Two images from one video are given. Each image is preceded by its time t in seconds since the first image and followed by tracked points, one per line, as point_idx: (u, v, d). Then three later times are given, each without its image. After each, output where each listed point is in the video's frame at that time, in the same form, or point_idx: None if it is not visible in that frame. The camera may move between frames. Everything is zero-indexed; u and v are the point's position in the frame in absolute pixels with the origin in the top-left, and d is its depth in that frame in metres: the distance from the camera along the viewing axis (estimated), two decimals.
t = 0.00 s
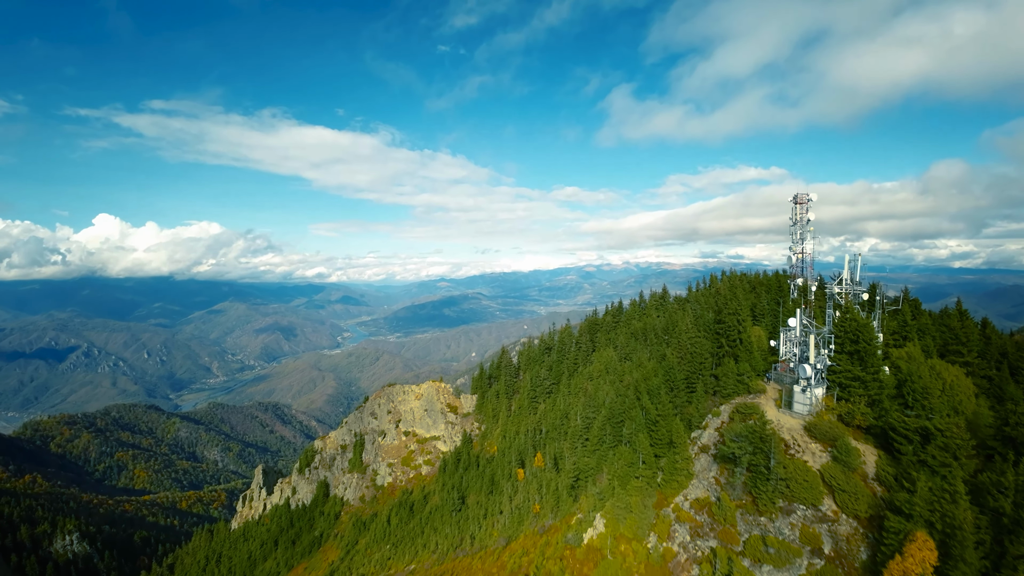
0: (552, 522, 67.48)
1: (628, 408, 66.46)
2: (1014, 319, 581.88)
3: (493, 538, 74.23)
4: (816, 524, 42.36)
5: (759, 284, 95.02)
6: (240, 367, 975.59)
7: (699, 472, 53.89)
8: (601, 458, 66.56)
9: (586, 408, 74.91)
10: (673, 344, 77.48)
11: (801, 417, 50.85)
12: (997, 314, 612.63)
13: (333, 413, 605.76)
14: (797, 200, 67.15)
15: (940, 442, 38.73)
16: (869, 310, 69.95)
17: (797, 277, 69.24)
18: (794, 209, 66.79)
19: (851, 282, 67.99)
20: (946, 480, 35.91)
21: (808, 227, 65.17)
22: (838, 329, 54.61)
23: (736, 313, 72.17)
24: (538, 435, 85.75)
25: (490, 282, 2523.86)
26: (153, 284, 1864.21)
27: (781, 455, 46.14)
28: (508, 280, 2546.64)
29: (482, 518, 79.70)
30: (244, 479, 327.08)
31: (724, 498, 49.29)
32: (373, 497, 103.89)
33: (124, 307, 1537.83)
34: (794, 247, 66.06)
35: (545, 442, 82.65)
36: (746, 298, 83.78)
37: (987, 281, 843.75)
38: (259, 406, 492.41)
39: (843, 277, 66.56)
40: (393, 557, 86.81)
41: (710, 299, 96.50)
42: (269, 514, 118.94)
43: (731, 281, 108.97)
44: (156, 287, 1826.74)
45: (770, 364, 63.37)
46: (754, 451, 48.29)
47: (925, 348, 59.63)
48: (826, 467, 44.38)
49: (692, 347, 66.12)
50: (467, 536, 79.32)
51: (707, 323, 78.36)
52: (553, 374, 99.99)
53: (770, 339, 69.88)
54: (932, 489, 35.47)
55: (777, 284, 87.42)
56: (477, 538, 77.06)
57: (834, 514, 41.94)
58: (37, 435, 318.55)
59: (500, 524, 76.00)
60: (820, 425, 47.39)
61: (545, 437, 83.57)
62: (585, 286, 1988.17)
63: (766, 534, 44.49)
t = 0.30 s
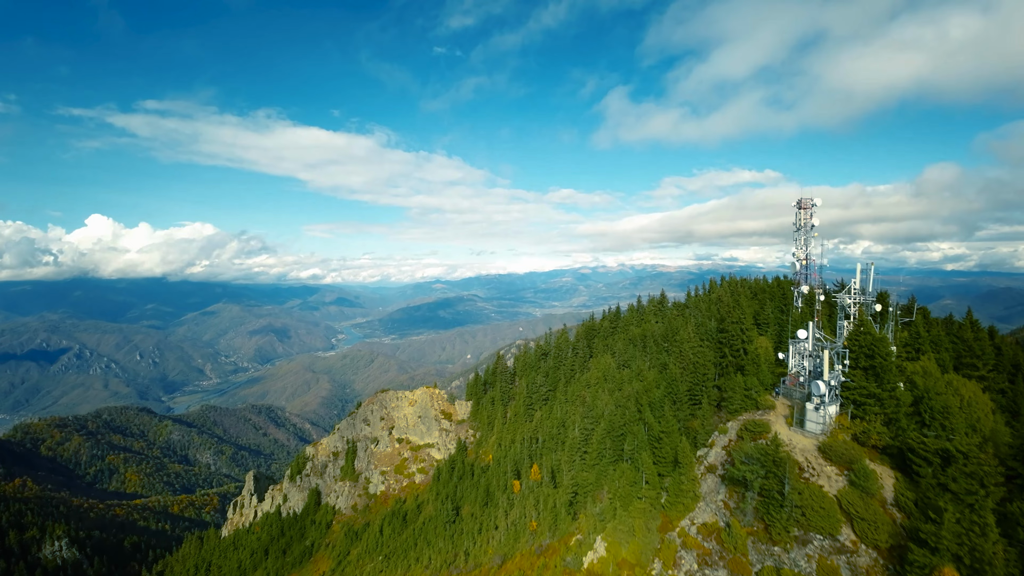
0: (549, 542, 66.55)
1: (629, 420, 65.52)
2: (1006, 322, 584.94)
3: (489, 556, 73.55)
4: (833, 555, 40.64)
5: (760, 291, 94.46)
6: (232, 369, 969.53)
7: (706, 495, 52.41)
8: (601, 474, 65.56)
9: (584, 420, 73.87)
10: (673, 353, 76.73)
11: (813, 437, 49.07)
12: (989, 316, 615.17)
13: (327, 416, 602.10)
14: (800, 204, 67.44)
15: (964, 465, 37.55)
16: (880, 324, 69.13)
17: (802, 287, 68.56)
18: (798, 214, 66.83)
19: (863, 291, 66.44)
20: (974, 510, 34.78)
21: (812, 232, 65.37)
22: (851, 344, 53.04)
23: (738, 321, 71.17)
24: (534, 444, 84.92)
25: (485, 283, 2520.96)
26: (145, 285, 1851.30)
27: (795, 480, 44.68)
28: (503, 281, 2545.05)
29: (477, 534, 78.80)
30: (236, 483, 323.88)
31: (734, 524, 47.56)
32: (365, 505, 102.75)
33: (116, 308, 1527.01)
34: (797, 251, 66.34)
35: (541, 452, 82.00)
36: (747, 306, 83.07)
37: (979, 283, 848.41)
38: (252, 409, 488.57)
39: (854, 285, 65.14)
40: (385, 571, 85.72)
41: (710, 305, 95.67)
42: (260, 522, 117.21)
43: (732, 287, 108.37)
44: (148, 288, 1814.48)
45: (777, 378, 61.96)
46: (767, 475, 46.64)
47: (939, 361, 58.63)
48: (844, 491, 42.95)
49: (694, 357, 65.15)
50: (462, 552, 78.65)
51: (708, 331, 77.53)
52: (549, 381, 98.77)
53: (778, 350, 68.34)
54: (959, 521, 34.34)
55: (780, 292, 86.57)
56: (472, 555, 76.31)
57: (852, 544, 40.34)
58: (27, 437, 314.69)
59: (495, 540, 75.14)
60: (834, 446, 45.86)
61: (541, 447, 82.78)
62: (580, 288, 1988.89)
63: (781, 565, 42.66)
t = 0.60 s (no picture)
0: (545, 562, 64.90)
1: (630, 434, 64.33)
2: (998, 325, 588.42)
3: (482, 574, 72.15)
4: None
5: (761, 298, 93.94)
6: (226, 371, 964.08)
7: (713, 519, 48.83)
8: (600, 490, 64.40)
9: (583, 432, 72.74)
10: (673, 362, 75.82)
11: (827, 460, 45.01)
12: (981, 319, 619.13)
13: (321, 418, 598.11)
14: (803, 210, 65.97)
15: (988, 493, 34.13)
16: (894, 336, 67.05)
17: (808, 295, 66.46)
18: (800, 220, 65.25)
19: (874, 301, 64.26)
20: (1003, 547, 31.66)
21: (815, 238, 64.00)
22: (867, 360, 49.67)
23: (741, 330, 69.96)
24: (529, 454, 83.94)
25: (480, 285, 2519.68)
26: (138, 286, 1841.07)
27: (811, 509, 40.27)
28: (498, 283, 2544.15)
29: (471, 550, 77.76)
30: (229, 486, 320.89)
31: (743, 554, 43.37)
32: (358, 514, 101.58)
33: (108, 309, 1516.56)
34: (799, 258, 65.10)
35: (537, 464, 81.04)
36: (747, 314, 82.37)
37: (972, 286, 854.70)
38: (245, 411, 484.34)
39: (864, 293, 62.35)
40: None
41: (711, 313, 95.00)
42: (250, 530, 115.89)
43: (732, 294, 107.82)
44: (142, 289, 1805.28)
45: (786, 391, 58.26)
46: (779, 502, 42.51)
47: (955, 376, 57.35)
48: (862, 521, 38.98)
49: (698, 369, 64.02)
50: (455, 568, 77.83)
51: (709, 341, 77.04)
52: (545, 388, 97.86)
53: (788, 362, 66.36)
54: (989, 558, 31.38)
55: (784, 299, 85.15)
56: (466, 571, 75.11)
57: None
58: (17, 440, 310.74)
59: (489, 557, 73.91)
60: (851, 471, 41.72)
61: (537, 457, 81.78)
62: (575, 290, 1990.12)
63: None
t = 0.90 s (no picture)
0: None
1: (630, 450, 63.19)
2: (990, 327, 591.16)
3: None
4: None
5: (760, 307, 93.85)
6: (219, 373, 958.54)
7: (720, 547, 47.24)
8: (598, 508, 63.15)
9: (581, 444, 71.93)
10: (673, 373, 75.24)
11: (842, 484, 43.61)
12: (973, 321, 621.85)
13: (315, 420, 595.40)
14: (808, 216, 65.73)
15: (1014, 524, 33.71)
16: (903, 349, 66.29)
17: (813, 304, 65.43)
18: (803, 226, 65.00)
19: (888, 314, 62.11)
20: None
21: (821, 244, 63.32)
22: (882, 377, 47.43)
23: (743, 342, 69.40)
24: (525, 464, 83.15)
25: (475, 287, 2517.99)
26: (130, 287, 1826.82)
27: (828, 541, 37.30)
28: (493, 284, 2543.55)
29: (465, 566, 76.50)
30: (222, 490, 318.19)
31: None
32: (349, 524, 100.32)
33: (100, 310, 1504.60)
34: (804, 265, 64.39)
35: (532, 475, 80.18)
36: (747, 324, 82.06)
37: (963, 288, 860.82)
38: (238, 413, 481.13)
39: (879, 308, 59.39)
40: None
41: (711, 319, 94.73)
42: (240, 538, 114.54)
43: (731, 302, 107.67)
44: (134, 290, 1792.17)
45: (793, 408, 57.21)
46: (793, 533, 40.21)
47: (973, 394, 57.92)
48: (881, 552, 37.03)
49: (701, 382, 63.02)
50: None
51: (711, 350, 76.32)
52: (541, 395, 97.11)
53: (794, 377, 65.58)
54: None
55: (787, 307, 84.37)
56: None
57: None
58: (7, 442, 307.11)
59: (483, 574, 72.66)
60: (868, 497, 39.75)
61: (532, 468, 80.98)
62: (570, 292, 1992.79)
63: None
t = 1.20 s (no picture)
0: None
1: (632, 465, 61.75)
2: (981, 328, 595.19)
3: None
4: None
5: (761, 313, 93.22)
6: (211, 375, 952.05)
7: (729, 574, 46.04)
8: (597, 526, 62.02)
9: (578, 458, 71.15)
10: (673, 381, 74.18)
11: (857, 509, 42.26)
12: (964, 323, 625.78)
13: (309, 422, 591.68)
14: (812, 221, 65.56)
15: None
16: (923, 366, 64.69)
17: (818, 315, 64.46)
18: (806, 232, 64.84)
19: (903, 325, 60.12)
20: None
21: (824, 250, 63.07)
22: (898, 396, 45.46)
23: (746, 352, 68.26)
24: (519, 473, 81.89)
25: (470, 288, 2516.96)
26: (122, 288, 1814.25)
27: None
28: (488, 286, 2543.83)
29: None
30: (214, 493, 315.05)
31: None
32: (340, 533, 99.10)
33: (92, 311, 1492.84)
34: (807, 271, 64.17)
35: (526, 486, 78.97)
36: (749, 330, 81.05)
37: (954, 289, 868.87)
38: (230, 415, 477.19)
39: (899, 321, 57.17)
40: None
41: (710, 326, 94.13)
42: (230, 546, 113.14)
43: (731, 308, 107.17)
44: (126, 291, 1779.29)
45: (803, 426, 55.85)
46: (809, 566, 39.68)
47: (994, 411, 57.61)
48: None
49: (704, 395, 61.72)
50: None
51: (713, 361, 75.19)
52: (536, 402, 95.67)
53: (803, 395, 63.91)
54: None
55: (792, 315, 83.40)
56: None
57: None
58: None
59: None
60: (885, 525, 38.72)
61: (526, 479, 79.79)
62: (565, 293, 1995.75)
63: None
